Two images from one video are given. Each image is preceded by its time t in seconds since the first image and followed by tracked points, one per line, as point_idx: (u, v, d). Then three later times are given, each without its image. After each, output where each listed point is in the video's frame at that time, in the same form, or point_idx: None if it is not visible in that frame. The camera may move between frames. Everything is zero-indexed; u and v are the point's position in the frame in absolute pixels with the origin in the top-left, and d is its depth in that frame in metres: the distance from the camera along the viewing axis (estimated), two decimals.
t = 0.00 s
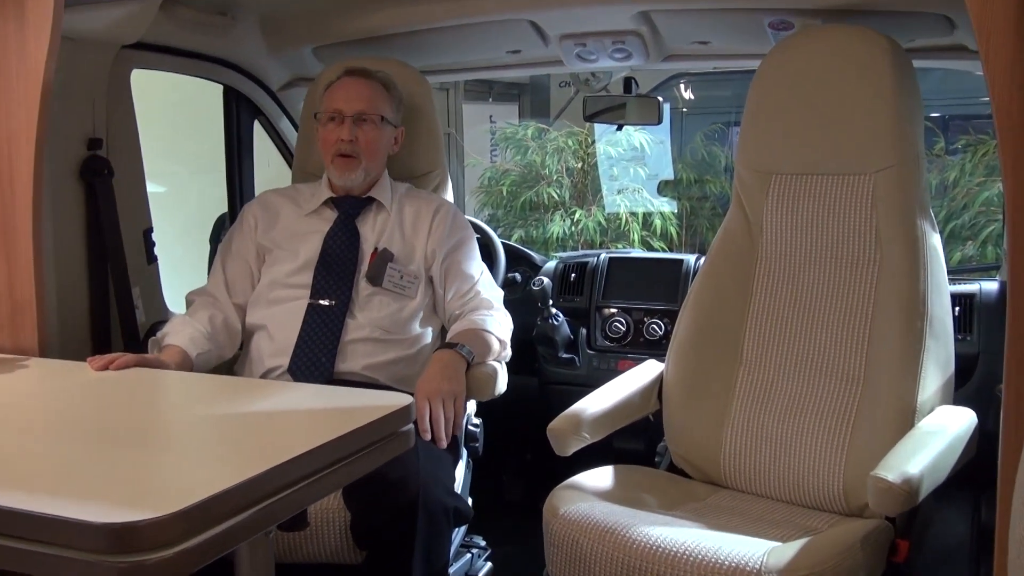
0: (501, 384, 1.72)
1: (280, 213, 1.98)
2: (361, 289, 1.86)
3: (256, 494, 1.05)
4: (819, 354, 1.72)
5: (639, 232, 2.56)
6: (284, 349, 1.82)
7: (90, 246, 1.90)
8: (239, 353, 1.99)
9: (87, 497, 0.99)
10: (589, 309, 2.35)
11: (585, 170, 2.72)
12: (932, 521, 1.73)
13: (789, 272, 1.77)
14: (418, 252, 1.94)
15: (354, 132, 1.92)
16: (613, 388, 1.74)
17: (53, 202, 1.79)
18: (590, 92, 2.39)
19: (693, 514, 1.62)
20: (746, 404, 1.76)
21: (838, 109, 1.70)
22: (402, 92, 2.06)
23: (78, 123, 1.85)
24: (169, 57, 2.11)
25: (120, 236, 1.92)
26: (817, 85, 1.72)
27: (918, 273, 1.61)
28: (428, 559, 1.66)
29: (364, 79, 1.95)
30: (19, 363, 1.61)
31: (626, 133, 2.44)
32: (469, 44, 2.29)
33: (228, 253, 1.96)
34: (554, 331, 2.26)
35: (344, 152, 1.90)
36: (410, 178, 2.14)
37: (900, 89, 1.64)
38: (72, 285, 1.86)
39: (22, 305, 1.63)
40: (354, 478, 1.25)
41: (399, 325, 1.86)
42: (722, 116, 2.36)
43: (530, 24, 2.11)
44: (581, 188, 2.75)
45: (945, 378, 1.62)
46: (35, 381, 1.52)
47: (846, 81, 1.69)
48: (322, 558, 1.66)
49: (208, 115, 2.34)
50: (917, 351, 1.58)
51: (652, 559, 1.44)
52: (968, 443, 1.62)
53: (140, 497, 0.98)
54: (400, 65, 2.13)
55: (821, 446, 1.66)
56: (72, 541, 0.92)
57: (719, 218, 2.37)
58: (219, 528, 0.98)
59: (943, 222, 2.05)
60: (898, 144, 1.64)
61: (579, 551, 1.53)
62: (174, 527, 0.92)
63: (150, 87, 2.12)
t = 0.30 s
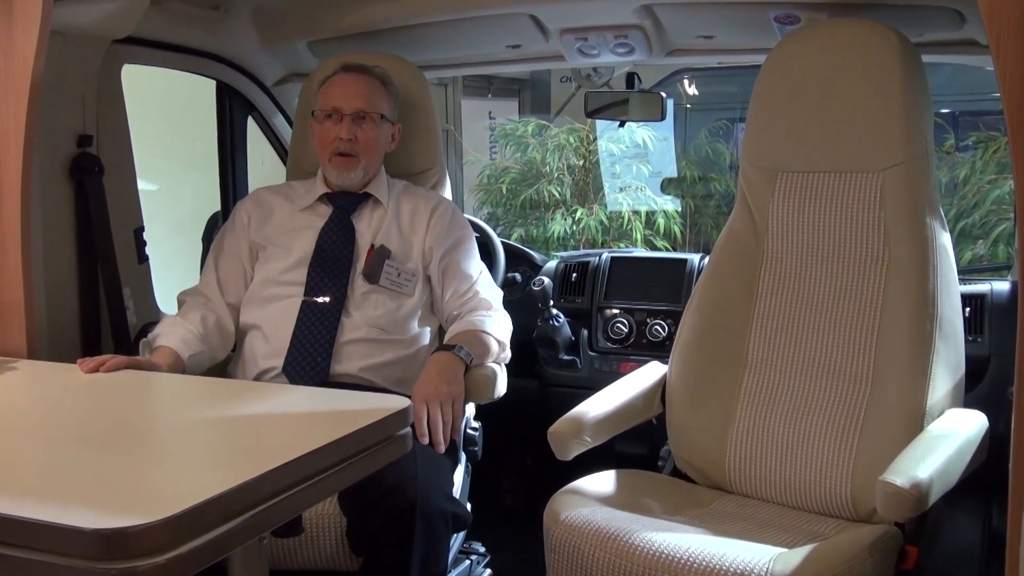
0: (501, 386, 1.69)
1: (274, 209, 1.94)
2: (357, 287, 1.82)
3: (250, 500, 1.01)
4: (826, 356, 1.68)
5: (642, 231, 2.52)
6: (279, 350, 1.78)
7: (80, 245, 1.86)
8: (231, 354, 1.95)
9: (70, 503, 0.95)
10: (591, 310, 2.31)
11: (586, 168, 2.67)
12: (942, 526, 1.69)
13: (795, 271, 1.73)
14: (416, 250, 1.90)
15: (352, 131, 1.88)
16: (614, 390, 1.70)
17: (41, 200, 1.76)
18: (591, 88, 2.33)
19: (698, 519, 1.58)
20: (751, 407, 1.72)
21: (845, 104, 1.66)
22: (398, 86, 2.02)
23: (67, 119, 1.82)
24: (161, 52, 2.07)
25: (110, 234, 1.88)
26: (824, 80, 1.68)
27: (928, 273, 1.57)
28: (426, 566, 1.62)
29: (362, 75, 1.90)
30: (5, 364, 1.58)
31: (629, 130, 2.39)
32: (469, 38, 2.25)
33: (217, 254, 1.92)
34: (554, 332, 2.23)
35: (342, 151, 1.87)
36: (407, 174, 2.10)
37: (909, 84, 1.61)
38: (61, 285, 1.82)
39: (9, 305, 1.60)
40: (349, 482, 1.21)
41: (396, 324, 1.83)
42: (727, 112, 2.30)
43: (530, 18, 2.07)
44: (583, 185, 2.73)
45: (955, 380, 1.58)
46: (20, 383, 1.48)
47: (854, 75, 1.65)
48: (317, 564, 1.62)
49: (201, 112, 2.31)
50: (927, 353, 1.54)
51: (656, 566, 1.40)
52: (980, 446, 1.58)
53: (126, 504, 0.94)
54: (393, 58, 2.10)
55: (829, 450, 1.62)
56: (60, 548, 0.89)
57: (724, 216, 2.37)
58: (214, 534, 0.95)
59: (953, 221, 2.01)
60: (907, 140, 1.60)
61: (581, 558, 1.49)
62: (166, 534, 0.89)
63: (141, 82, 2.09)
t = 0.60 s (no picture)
0: (501, 389, 1.66)
1: (269, 208, 1.91)
2: (355, 288, 1.79)
3: (243, 506, 0.97)
4: (833, 359, 1.64)
5: (646, 231, 2.49)
6: (275, 352, 1.74)
7: (70, 245, 1.83)
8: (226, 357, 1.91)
9: (53, 510, 0.92)
10: (593, 312, 2.28)
11: (588, 166, 2.68)
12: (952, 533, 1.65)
13: (802, 272, 1.69)
14: (415, 250, 1.87)
15: (350, 126, 1.85)
16: (617, 393, 1.67)
17: (31, 198, 1.73)
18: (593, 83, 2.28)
19: (703, 526, 1.55)
20: (757, 411, 1.68)
21: (853, 101, 1.62)
22: (396, 82, 1.99)
23: (58, 115, 1.79)
24: (154, 47, 2.04)
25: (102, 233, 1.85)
26: (830, 76, 1.65)
27: (938, 274, 1.53)
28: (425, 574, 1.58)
29: (361, 71, 1.88)
30: None
31: (631, 127, 2.35)
32: (470, 33, 2.22)
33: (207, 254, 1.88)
34: (556, 334, 2.19)
35: (339, 146, 1.84)
36: (405, 173, 2.07)
37: (918, 80, 1.57)
38: (51, 284, 1.79)
39: None
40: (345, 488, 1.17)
41: (394, 326, 1.79)
42: (731, 110, 2.30)
43: (531, 12, 2.04)
44: (585, 184, 2.73)
45: (966, 384, 1.54)
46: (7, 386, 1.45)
47: (861, 71, 1.62)
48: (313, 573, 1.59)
49: (194, 108, 2.27)
50: (938, 356, 1.51)
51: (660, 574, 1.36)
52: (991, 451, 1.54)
53: (114, 511, 0.91)
54: (391, 54, 2.06)
55: (836, 455, 1.59)
56: (45, 555, 0.86)
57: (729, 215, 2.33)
58: (207, 540, 0.92)
59: (963, 220, 1.99)
60: (916, 138, 1.57)
61: (583, 566, 1.45)
62: (154, 542, 0.85)
63: (133, 78, 2.06)
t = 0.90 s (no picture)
0: (501, 393, 1.61)
1: (263, 207, 1.87)
2: (351, 288, 1.75)
3: (239, 510, 0.94)
4: (842, 361, 1.60)
5: (649, 229, 2.46)
6: (270, 353, 1.71)
7: (59, 243, 1.81)
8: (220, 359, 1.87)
9: (31, 515, 0.88)
10: (595, 312, 2.24)
11: (591, 163, 2.69)
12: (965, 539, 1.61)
13: (809, 272, 1.65)
14: (414, 250, 1.83)
15: (354, 126, 1.82)
16: (621, 396, 1.63)
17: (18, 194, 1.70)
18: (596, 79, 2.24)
19: (708, 532, 1.50)
20: (764, 415, 1.64)
21: (863, 96, 1.59)
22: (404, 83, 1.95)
23: (47, 111, 1.76)
24: (146, 41, 2.01)
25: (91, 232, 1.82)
26: (841, 70, 1.61)
27: (949, 274, 1.49)
28: None
29: (372, 69, 1.85)
30: None
31: (636, 123, 2.33)
32: (471, 26, 2.18)
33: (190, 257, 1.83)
34: (558, 335, 2.15)
35: (340, 145, 1.80)
36: (403, 171, 2.03)
37: (930, 74, 1.53)
38: (40, 283, 1.76)
39: None
40: (341, 494, 1.13)
41: (392, 327, 1.75)
42: (738, 106, 2.24)
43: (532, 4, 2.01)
44: (587, 181, 2.71)
45: (978, 387, 1.50)
46: None
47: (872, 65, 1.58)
48: None
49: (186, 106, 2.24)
50: (949, 358, 1.47)
51: None
52: (1005, 455, 1.50)
53: (100, 515, 0.88)
54: (397, 51, 2.02)
55: (844, 460, 1.55)
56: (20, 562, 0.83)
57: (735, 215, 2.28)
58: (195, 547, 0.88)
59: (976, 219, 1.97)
60: (927, 134, 1.53)
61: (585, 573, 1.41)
62: (135, 550, 0.81)
63: (125, 73, 2.03)
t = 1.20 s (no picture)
0: (501, 396, 1.58)
1: (260, 202, 1.82)
2: (348, 289, 1.71)
3: (229, 519, 0.89)
4: (850, 364, 1.56)
5: (653, 228, 2.43)
6: (263, 355, 1.67)
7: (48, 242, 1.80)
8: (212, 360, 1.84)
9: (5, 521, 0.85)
10: (598, 313, 2.20)
11: (594, 160, 2.62)
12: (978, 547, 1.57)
13: (817, 273, 1.61)
14: (413, 250, 1.79)
15: (353, 124, 1.78)
16: (624, 400, 1.59)
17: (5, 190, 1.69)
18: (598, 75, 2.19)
19: (713, 540, 1.46)
20: (771, 419, 1.60)
21: (871, 92, 1.55)
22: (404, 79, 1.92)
23: (35, 106, 1.75)
24: (136, 35, 1.98)
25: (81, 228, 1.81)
26: (850, 64, 1.57)
27: (960, 274, 1.45)
28: None
29: (372, 65, 1.81)
30: None
31: (640, 119, 2.28)
32: (473, 20, 2.14)
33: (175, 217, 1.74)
34: (559, 338, 2.11)
35: (339, 143, 1.76)
36: (400, 169, 1.99)
37: (940, 69, 1.50)
38: (28, 282, 1.75)
39: None
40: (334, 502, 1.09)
41: (389, 328, 1.72)
42: (745, 102, 2.28)
43: None
44: (588, 179, 2.66)
45: (990, 391, 1.46)
46: None
47: (881, 59, 1.54)
48: None
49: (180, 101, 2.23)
50: (961, 361, 1.43)
51: None
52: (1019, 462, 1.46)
53: (79, 523, 0.84)
54: (397, 47, 1.98)
55: (853, 466, 1.51)
56: None
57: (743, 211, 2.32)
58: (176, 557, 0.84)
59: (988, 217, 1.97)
60: (938, 130, 1.49)
61: None
62: (111, 560, 0.78)
63: (115, 68, 2.00)
